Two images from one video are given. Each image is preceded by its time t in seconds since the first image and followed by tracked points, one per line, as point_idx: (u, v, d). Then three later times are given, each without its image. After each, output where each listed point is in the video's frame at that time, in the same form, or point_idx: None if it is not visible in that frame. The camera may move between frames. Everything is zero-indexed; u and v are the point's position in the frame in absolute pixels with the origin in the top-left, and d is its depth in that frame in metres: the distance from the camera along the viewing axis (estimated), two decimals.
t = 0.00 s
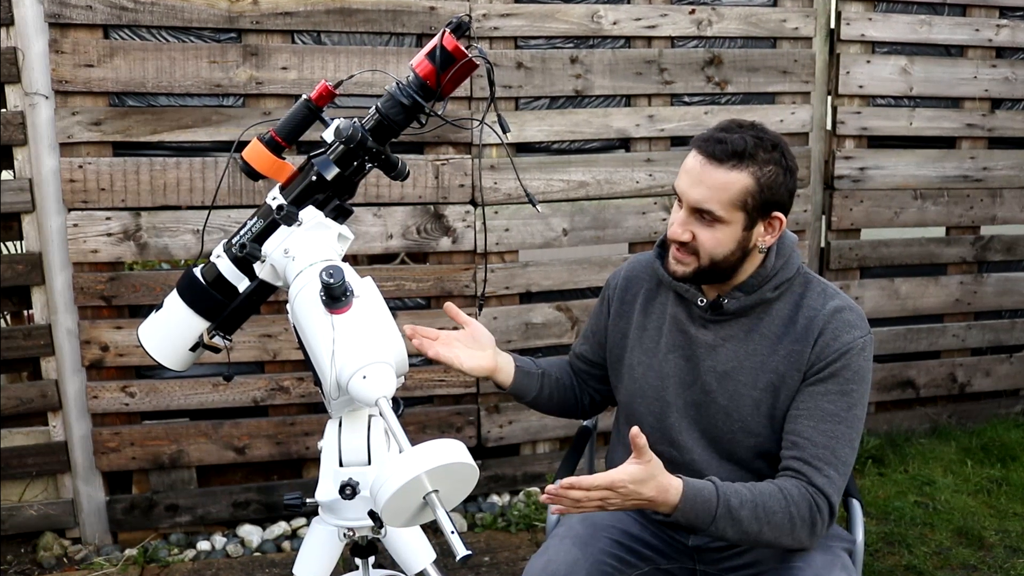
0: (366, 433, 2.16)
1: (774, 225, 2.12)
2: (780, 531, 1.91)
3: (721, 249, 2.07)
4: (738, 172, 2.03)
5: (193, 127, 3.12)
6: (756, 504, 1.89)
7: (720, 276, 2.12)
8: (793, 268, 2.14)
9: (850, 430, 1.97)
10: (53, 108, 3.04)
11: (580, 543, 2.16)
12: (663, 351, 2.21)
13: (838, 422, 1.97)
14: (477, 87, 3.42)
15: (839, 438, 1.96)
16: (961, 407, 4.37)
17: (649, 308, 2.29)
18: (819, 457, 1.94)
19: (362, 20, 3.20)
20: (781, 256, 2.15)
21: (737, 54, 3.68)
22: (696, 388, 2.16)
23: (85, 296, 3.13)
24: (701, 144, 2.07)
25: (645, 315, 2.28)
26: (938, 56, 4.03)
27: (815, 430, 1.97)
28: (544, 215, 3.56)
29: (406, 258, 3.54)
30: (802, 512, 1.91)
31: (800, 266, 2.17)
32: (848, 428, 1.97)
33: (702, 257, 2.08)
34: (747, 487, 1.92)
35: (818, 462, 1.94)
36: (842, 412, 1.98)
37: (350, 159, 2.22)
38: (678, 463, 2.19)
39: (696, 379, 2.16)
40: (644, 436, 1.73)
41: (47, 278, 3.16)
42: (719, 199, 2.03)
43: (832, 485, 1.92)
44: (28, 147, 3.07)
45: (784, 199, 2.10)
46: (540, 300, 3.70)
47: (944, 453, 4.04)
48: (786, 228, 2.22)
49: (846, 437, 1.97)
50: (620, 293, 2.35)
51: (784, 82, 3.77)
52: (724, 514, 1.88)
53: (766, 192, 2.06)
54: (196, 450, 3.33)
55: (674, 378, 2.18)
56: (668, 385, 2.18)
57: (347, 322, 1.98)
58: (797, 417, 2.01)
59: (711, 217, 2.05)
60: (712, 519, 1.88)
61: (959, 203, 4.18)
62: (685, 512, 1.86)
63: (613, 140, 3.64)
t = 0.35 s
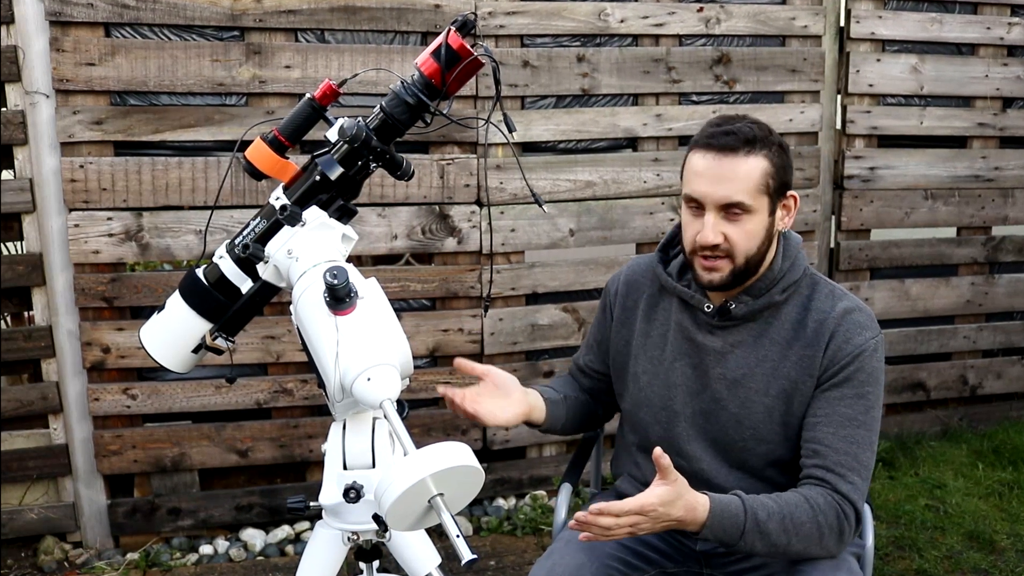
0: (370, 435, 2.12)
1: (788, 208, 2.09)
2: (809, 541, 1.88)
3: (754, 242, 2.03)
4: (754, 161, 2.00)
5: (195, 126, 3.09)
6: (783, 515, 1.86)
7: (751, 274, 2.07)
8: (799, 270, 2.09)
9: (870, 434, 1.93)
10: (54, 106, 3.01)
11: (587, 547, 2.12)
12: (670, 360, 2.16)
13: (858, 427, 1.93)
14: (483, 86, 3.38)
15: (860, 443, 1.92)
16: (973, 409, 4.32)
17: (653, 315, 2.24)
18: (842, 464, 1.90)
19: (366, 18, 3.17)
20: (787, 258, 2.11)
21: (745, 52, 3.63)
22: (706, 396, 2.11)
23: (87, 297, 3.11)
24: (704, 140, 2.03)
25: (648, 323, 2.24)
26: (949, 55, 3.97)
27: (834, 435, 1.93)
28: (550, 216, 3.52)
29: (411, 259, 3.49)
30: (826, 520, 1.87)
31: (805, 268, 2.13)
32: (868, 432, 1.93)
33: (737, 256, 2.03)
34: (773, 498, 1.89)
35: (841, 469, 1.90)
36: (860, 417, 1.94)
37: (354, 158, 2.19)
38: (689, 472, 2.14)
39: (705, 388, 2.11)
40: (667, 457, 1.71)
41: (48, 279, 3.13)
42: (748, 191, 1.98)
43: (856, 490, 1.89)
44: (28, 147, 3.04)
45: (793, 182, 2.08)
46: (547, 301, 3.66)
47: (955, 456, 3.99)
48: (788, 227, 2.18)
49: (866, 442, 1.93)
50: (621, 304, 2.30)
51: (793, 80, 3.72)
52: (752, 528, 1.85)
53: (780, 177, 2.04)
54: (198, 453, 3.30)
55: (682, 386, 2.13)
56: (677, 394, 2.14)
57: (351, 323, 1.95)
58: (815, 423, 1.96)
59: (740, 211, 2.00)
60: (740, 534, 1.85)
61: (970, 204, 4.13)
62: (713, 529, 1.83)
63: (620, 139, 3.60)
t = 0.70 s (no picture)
0: (375, 438, 2.09)
1: (777, 199, 2.09)
2: (850, 560, 1.87)
3: (758, 226, 2.00)
4: (744, 145, 2.00)
5: (197, 126, 3.07)
6: (823, 547, 1.85)
7: (758, 265, 2.02)
8: (797, 270, 2.05)
9: (889, 433, 1.93)
10: (55, 105, 2.98)
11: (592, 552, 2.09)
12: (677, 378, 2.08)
13: (880, 428, 1.92)
14: (488, 84, 3.34)
15: (882, 444, 1.92)
16: (984, 412, 4.26)
17: (652, 331, 2.14)
18: (867, 468, 1.91)
19: (370, 16, 3.14)
20: (783, 258, 2.06)
21: (754, 51, 3.59)
22: (717, 411, 2.04)
23: (88, 299, 3.08)
24: (689, 134, 2.02)
25: (648, 340, 2.13)
26: (960, 53, 3.92)
27: (857, 440, 1.91)
28: (556, 216, 3.49)
29: (416, 261, 3.45)
30: (855, 528, 1.87)
31: (801, 266, 2.08)
32: (887, 431, 1.92)
33: (745, 242, 1.99)
34: (805, 531, 1.87)
35: (868, 474, 1.90)
36: (881, 417, 1.92)
37: (358, 158, 2.17)
38: (703, 486, 2.08)
39: (717, 402, 2.05)
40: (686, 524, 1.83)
41: (49, 280, 3.10)
42: (745, 173, 1.97)
43: (882, 495, 1.90)
44: (28, 146, 3.01)
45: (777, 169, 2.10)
46: (553, 302, 3.62)
47: (966, 459, 3.93)
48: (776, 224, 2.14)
49: (886, 441, 1.92)
50: (610, 325, 2.17)
51: (802, 79, 3.67)
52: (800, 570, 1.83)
53: (769, 162, 2.04)
54: (200, 456, 3.27)
55: (691, 403, 2.06)
56: (688, 411, 2.06)
57: (356, 325, 1.91)
58: (835, 430, 1.94)
59: (741, 194, 1.98)
60: None
61: (981, 204, 4.07)
62: None
63: (627, 139, 3.56)
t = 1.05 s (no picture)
0: (379, 441, 2.05)
1: (778, 214, 2.05)
2: None
3: (754, 244, 1.95)
4: (743, 160, 1.95)
5: (200, 125, 3.04)
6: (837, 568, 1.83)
7: (754, 282, 1.98)
8: (798, 280, 2.01)
9: (902, 446, 1.89)
10: (56, 104, 2.96)
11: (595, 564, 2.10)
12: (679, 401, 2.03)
13: (892, 443, 1.88)
14: (494, 83, 3.31)
15: (896, 458, 1.88)
16: (995, 415, 4.21)
17: (649, 351, 2.09)
18: (882, 484, 1.87)
19: (374, 14, 3.11)
20: (783, 269, 2.03)
21: (762, 49, 3.54)
22: (723, 432, 2.00)
23: (89, 300, 3.05)
24: (687, 145, 1.98)
25: (647, 362, 2.08)
26: (971, 52, 3.87)
27: (869, 456, 1.88)
28: (562, 216, 3.45)
29: (421, 261, 3.42)
30: (870, 545, 1.85)
31: (803, 276, 2.04)
32: (899, 444, 1.88)
33: (739, 261, 1.94)
34: (819, 552, 1.85)
35: (883, 490, 1.87)
36: (892, 430, 1.88)
37: (362, 157, 2.13)
38: (712, 504, 2.06)
39: (721, 424, 2.01)
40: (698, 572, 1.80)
41: (50, 281, 3.07)
42: (742, 189, 1.92)
43: (896, 509, 1.87)
44: (29, 146, 2.98)
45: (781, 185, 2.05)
46: (559, 303, 3.58)
47: (977, 462, 3.88)
48: (777, 237, 2.10)
49: (900, 455, 1.89)
50: (606, 349, 2.12)
51: (811, 78, 3.63)
52: None
53: (770, 177, 1.99)
54: (203, 459, 3.24)
55: (694, 424, 2.02)
56: (692, 432, 2.02)
57: (360, 326, 1.88)
58: (848, 447, 1.90)
59: (737, 211, 1.94)
60: None
61: (992, 204, 4.02)
62: None
63: (634, 138, 3.52)
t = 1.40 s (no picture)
0: (383, 444, 2.02)
1: (791, 211, 2.01)
2: None
3: (768, 240, 1.92)
4: (760, 155, 1.92)
5: (202, 124, 3.01)
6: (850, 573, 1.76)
7: (767, 278, 1.94)
8: (811, 277, 1.97)
9: (913, 446, 1.84)
10: (57, 103, 2.94)
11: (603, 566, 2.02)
12: (688, 396, 2.00)
13: (903, 444, 1.83)
14: (500, 82, 3.27)
15: (906, 459, 1.83)
16: (1007, 417, 4.15)
17: (660, 346, 2.06)
18: (892, 485, 1.82)
19: (378, 12, 3.08)
20: (795, 266, 1.99)
21: (770, 47, 3.51)
22: (732, 428, 1.96)
23: (90, 301, 3.03)
24: (702, 138, 1.94)
25: (656, 357, 2.05)
26: (982, 50, 3.83)
27: (880, 456, 1.82)
28: (569, 217, 3.41)
29: (426, 262, 3.37)
30: (880, 548, 1.80)
31: (816, 274, 2.00)
32: (911, 445, 1.83)
33: (753, 257, 1.91)
34: (833, 557, 1.77)
35: (893, 490, 1.82)
36: (904, 430, 1.83)
37: (367, 157, 2.10)
38: (719, 503, 2.01)
39: (730, 420, 1.97)
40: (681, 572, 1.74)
41: (50, 282, 3.05)
42: (758, 184, 1.89)
43: (907, 511, 1.82)
44: (30, 145, 2.96)
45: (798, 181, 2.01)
46: (565, 305, 3.55)
47: (988, 465, 3.83)
48: (790, 234, 2.06)
49: (911, 456, 1.83)
50: (617, 343, 2.09)
51: (820, 76, 3.59)
52: None
53: (786, 172, 1.96)
54: (205, 462, 3.21)
55: (703, 420, 1.98)
56: (700, 429, 1.98)
57: (364, 328, 1.85)
58: (858, 446, 1.85)
59: (753, 206, 1.90)
60: None
61: (1004, 204, 3.97)
62: None
63: (641, 137, 3.48)
